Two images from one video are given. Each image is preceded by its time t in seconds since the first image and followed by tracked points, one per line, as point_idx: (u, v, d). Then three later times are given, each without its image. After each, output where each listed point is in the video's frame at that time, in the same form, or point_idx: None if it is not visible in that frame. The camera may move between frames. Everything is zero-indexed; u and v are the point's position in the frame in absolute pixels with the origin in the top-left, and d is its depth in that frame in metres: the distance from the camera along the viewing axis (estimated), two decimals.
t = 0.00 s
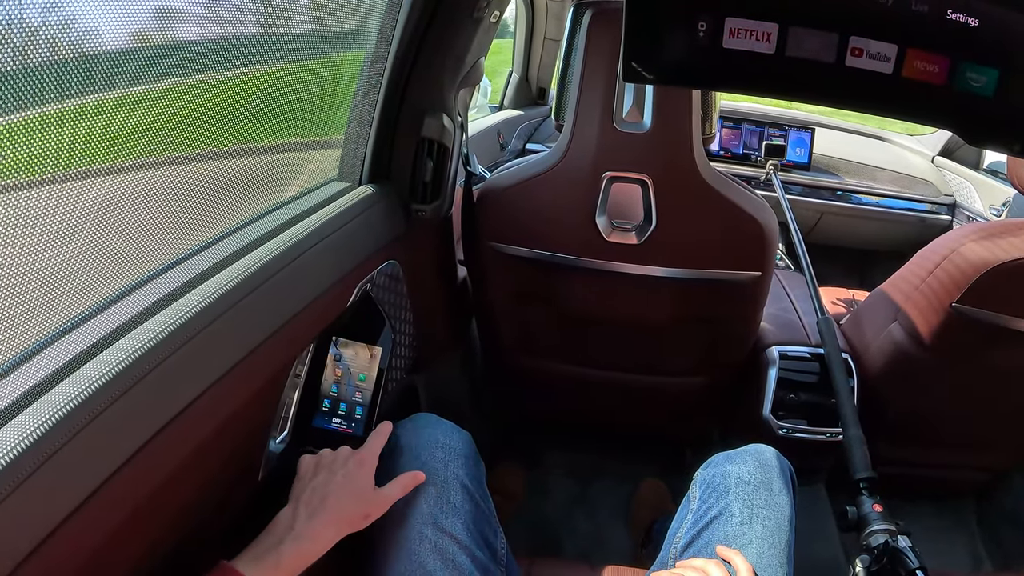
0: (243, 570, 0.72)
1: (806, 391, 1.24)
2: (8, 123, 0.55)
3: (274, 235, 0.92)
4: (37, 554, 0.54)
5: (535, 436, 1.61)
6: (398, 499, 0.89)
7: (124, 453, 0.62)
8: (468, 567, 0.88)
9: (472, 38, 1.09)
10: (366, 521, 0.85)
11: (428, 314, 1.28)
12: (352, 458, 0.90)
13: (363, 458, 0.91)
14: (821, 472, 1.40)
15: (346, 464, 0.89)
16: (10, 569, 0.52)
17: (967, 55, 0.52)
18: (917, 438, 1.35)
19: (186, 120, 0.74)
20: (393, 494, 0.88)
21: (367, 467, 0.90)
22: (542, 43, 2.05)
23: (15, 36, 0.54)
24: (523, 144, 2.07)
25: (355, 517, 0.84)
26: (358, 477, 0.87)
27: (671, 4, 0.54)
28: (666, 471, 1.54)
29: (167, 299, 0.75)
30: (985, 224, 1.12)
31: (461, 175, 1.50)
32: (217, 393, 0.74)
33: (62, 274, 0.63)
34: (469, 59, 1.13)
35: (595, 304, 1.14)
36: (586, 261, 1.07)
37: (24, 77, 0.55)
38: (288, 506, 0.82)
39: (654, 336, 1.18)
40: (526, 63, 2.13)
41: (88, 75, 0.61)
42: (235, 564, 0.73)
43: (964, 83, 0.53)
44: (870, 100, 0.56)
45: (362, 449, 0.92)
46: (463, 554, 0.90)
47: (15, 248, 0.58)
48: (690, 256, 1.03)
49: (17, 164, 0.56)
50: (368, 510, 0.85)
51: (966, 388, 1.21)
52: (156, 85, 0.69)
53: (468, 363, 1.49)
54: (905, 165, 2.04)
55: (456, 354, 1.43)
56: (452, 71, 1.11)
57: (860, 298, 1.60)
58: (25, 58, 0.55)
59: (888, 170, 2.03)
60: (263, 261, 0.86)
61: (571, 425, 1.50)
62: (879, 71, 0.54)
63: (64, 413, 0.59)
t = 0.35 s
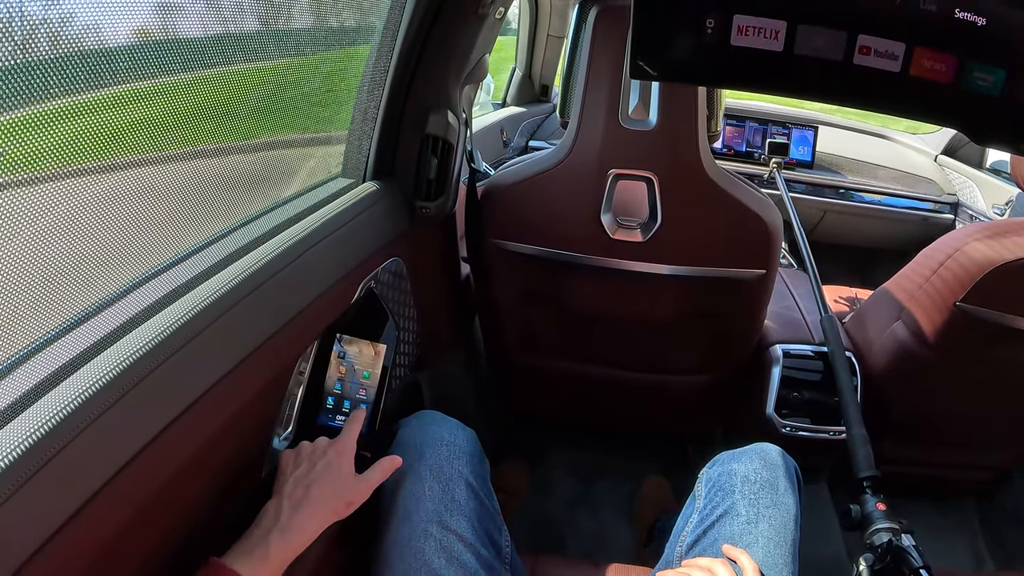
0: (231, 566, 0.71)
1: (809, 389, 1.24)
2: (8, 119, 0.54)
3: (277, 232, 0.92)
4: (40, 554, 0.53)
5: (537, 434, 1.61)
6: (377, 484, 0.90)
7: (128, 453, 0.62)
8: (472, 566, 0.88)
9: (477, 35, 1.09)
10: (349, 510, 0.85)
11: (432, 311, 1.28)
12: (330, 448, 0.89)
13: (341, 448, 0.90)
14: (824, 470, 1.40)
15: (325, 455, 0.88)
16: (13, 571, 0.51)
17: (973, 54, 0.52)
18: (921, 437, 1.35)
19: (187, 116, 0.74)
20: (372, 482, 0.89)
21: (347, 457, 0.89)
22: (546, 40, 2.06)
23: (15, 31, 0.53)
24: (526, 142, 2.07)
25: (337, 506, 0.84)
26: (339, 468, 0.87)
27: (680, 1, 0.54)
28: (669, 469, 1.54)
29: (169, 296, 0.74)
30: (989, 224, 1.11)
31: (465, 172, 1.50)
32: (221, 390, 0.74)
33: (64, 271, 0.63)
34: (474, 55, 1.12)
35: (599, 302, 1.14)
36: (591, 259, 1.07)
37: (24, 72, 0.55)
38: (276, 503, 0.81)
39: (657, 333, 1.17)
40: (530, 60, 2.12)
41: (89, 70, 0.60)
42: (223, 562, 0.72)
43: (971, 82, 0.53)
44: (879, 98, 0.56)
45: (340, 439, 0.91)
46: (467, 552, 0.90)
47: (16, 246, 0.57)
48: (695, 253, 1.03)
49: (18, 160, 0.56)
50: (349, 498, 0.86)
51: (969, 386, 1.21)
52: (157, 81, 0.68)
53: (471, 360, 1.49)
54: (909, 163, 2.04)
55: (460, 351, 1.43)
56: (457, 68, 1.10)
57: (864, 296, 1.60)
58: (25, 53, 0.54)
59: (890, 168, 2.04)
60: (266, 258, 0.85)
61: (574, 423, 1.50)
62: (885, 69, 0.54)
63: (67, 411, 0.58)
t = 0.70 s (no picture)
0: (234, 562, 0.71)
1: (810, 386, 1.23)
2: (9, 115, 0.54)
3: (277, 227, 0.92)
4: (36, 549, 0.53)
5: (537, 430, 1.61)
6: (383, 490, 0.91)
7: (123, 448, 0.61)
8: (472, 561, 0.88)
9: (478, 30, 1.10)
10: (355, 511, 0.86)
11: (432, 307, 1.28)
12: (341, 450, 0.90)
13: (352, 450, 0.91)
14: (824, 468, 1.40)
15: (336, 456, 0.89)
16: (10, 565, 0.51)
17: (974, 50, 0.51)
18: (921, 435, 1.35)
19: (188, 112, 0.73)
20: (380, 487, 0.90)
21: (356, 459, 0.90)
22: (547, 36, 2.07)
23: (16, 29, 0.53)
24: (527, 138, 2.07)
25: (344, 508, 0.85)
26: (349, 469, 0.88)
27: None
28: (669, 466, 1.54)
29: (169, 291, 0.74)
30: (990, 221, 1.11)
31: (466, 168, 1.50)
32: (219, 385, 0.74)
33: (62, 266, 0.63)
34: (474, 50, 1.12)
35: (599, 298, 1.14)
36: (591, 255, 1.07)
37: (25, 70, 0.54)
38: (280, 500, 0.82)
39: (658, 329, 1.17)
40: (531, 56, 2.11)
41: (89, 67, 0.60)
42: (226, 558, 0.72)
43: (972, 78, 0.52)
44: (879, 94, 0.56)
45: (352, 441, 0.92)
46: (466, 547, 0.90)
47: (16, 242, 0.57)
48: (695, 249, 1.03)
49: (19, 156, 0.56)
50: (357, 500, 0.86)
51: (970, 384, 1.21)
52: (158, 78, 0.68)
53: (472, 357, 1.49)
54: (911, 161, 2.04)
55: (460, 347, 1.42)
56: (458, 62, 1.10)
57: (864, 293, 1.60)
58: (27, 51, 0.54)
59: (892, 166, 2.03)
60: (265, 253, 0.85)
61: (574, 419, 1.50)
62: (886, 64, 0.54)
63: (65, 406, 0.58)
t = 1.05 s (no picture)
0: (234, 556, 0.71)
1: (810, 383, 1.23)
2: (9, 111, 0.54)
3: (277, 222, 0.92)
4: (34, 544, 0.53)
5: (537, 427, 1.61)
6: (383, 483, 0.91)
7: (121, 443, 0.61)
8: (470, 556, 0.88)
9: (477, 26, 1.08)
10: (354, 504, 0.86)
11: (432, 302, 1.28)
12: (338, 443, 0.90)
13: (349, 443, 0.90)
14: (824, 465, 1.40)
15: (333, 449, 0.89)
16: (9, 558, 0.51)
17: (976, 46, 0.51)
18: (921, 433, 1.34)
19: (188, 108, 0.73)
20: (379, 479, 0.90)
21: (354, 452, 0.89)
22: (548, 32, 2.06)
23: (17, 25, 0.53)
24: (528, 134, 2.07)
25: (342, 501, 0.84)
26: (347, 462, 0.88)
27: None
28: (669, 462, 1.54)
29: (168, 285, 0.74)
30: (991, 218, 1.10)
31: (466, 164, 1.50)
32: (218, 379, 0.74)
33: (62, 260, 0.63)
34: (475, 46, 1.12)
35: (599, 293, 1.14)
36: (590, 250, 1.07)
37: (25, 66, 0.54)
38: (278, 494, 0.82)
39: (657, 325, 1.17)
40: (531, 53, 2.11)
41: (90, 63, 0.60)
42: (224, 552, 0.72)
43: (974, 74, 0.51)
44: (879, 89, 0.56)
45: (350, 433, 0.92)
46: (464, 542, 0.90)
47: (16, 238, 0.57)
48: (694, 245, 1.03)
49: (20, 153, 0.56)
50: (355, 493, 0.86)
51: (970, 381, 1.21)
52: (158, 73, 0.68)
53: (472, 352, 1.49)
54: (913, 159, 2.03)
55: (460, 343, 1.42)
56: (458, 57, 1.10)
57: (864, 290, 1.60)
58: (27, 47, 0.54)
59: (893, 163, 2.03)
60: (265, 247, 0.85)
61: (574, 416, 1.50)
62: (887, 60, 0.54)
63: (64, 400, 0.58)
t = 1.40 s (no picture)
0: (234, 551, 0.71)
1: (811, 380, 1.23)
2: (12, 108, 0.54)
3: (278, 218, 0.92)
4: (34, 539, 0.53)
5: (537, 423, 1.61)
6: (384, 480, 0.92)
7: (122, 438, 0.61)
8: (471, 552, 0.88)
9: (478, 22, 1.08)
10: (354, 501, 0.86)
11: (432, 298, 1.28)
12: (340, 440, 0.90)
13: (351, 440, 0.91)
14: (824, 462, 1.40)
15: (335, 446, 0.89)
16: (9, 554, 0.51)
17: (978, 42, 0.51)
18: (921, 430, 1.34)
19: (188, 105, 0.73)
20: (380, 478, 0.90)
21: (356, 449, 0.90)
22: (548, 29, 2.06)
23: (18, 22, 0.53)
24: (528, 130, 2.06)
25: (343, 498, 0.85)
26: (348, 459, 0.88)
27: None
28: (669, 459, 1.54)
29: (169, 281, 0.74)
30: (991, 216, 1.10)
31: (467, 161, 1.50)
32: (219, 375, 0.74)
33: (63, 257, 0.63)
34: (476, 41, 1.11)
35: (600, 290, 1.14)
36: (591, 247, 1.07)
37: (26, 63, 0.54)
38: (278, 492, 0.82)
39: (658, 322, 1.17)
40: (532, 48, 2.12)
41: (91, 60, 0.60)
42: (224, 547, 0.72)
43: (975, 71, 0.52)
44: (881, 84, 0.55)
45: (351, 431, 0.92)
46: (465, 538, 0.90)
47: (17, 234, 0.57)
48: (696, 242, 1.03)
49: (22, 150, 0.56)
50: (356, 490, 0.86)
51: (970, 378, 1.21)
52: (159, 70, 0.68)
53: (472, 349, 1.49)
54: (914, 156, 2.03)
55: (460, 339, 1.43)
56: (458, 53, 1.09)
57: (865, 288, 1.60)
58: (28, 45, 0.54)
59: (894, 161, 2.03)
60: (265, 244, 0.85)
61: (574, 412, 1.50)
62: (891, 56, 0.54)
63: (65, 395, 0.58)
